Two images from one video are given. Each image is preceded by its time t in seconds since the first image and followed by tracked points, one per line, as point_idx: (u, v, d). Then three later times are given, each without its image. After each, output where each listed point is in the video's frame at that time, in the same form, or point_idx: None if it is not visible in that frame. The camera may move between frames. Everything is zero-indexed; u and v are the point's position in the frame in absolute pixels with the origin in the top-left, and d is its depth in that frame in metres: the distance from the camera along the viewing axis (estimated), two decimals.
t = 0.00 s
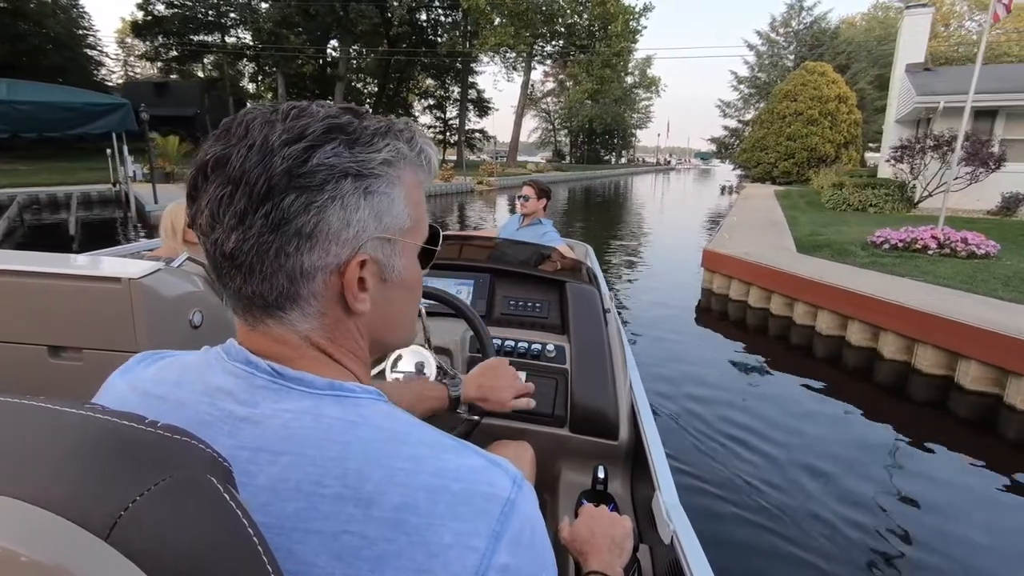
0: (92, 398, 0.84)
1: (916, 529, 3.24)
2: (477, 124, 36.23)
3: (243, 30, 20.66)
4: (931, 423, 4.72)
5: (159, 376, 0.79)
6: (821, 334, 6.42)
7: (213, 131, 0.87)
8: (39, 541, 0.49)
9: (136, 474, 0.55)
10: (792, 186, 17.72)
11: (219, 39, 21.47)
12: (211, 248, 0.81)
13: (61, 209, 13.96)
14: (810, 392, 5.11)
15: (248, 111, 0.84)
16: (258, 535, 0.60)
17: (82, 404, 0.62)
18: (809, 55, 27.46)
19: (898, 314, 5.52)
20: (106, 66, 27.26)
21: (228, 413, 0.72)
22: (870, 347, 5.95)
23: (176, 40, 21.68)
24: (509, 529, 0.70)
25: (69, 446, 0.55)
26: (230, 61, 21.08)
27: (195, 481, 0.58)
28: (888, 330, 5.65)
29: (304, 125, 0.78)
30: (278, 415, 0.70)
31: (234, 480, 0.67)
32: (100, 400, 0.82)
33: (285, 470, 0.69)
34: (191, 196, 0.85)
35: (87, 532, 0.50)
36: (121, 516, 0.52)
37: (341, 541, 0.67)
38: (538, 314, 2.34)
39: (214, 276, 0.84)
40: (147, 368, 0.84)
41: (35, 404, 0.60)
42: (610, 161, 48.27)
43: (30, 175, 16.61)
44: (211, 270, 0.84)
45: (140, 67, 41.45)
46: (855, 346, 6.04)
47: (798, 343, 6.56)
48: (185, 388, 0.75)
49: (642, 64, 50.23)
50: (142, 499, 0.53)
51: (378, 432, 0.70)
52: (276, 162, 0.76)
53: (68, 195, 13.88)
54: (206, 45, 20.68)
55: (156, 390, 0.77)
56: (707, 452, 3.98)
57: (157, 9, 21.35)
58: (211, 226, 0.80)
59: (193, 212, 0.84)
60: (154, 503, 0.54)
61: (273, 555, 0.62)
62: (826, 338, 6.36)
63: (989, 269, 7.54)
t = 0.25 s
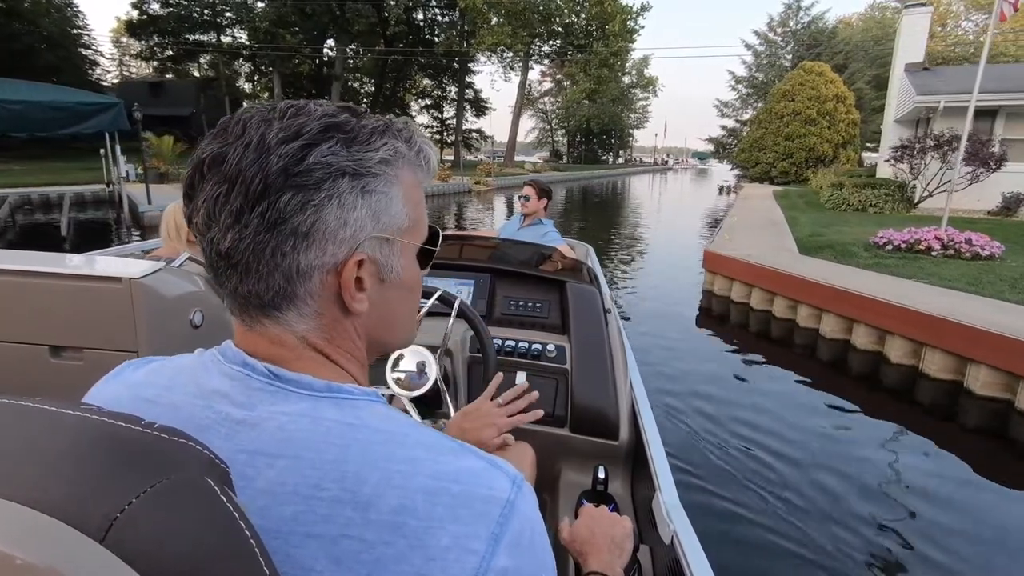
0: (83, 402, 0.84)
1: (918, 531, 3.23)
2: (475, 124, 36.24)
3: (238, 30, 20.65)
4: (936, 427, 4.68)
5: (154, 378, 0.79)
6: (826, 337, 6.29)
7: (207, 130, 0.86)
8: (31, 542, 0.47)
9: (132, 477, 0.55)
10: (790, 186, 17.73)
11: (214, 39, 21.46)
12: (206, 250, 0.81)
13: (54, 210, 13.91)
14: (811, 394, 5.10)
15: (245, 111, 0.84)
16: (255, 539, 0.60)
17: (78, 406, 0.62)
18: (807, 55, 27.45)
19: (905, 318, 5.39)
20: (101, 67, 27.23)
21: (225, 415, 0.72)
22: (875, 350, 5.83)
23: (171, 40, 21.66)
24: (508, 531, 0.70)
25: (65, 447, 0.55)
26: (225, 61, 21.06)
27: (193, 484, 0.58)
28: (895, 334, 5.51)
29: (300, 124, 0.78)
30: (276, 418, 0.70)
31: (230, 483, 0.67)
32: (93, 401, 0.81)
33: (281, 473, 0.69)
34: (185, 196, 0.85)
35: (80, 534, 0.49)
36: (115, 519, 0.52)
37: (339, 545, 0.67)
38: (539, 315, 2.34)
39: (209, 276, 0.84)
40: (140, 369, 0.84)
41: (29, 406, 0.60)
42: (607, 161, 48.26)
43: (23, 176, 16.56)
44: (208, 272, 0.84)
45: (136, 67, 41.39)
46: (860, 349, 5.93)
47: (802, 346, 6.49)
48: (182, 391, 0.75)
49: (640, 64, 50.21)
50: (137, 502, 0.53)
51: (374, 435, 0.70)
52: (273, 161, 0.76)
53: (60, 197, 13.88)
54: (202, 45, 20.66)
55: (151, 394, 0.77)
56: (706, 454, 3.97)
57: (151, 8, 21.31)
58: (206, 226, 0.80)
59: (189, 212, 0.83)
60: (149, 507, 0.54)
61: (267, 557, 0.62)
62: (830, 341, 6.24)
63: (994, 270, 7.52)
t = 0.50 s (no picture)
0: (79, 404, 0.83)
1: (919, 534, 3.23)
2: (471, 124, 36.27)
3: (234, 30, 20.66)
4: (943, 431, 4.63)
5: (155, 380, 0.79)
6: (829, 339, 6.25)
7: (205, 129, 0.85)
8: (34, 542, 0.47)
9: (133, 478, 0.55)
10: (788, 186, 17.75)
11: (209, 38, 21.46)
12: (211, 253, 0.80)
13: (46, 210, 13.88)
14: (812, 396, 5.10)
15: (246, 113, 0.83)
16: (257, 538, 0.60)
17: (79, 408, 0.62)
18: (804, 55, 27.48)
19: (912, 322, 5.34)
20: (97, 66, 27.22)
21: (226, 418, 0.72)
22: (880, 354, 5.78)
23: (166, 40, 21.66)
24: (511, 533, 0.70)
25: (65, 449, 0.55)
26: (221, 61, 21.07)
27: (195, 485, 0.58)
28: (902, 337, 5.46)
29: (307, 127, 0.78)
30: (278, 420, 0.70)
31: (233, 484, 0.67)
32: (90, 403, 0.81)
33: (282, 476, 0.69)
34: (186, 198, 0.84)
35: (82, 535, 0.49)
36: (117, 521, 0.52)
37: (343, 548, 0.67)
38: (539, 315, 2.34)
39: (211, 279, 0.83)
40: (138, 373, 0.83)
41: (32, 408, 0.60)
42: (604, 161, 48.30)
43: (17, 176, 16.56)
44: (210, 275, 0.83)
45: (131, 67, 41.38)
46: (864, 353, 5.88)
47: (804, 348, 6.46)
48: (183, 393, 0.75)
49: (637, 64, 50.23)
50: (140, 503, 0.53)
51: (376, 437, 0.70)
52: (284, 164, 0.75)
53: (51, 197, 13.89)
54: (196, 44, 20.68)
55: (150, 396, 0.77)
56: (707, 456, 3.96)
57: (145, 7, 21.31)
58: (212, 228, 0.79)
59: (191, 215, 0.82)
60: (150, 510, 0.54)
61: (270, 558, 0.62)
62: (834, 344, 6.19)
63: (997, 271, 7.51)
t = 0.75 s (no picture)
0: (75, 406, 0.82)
1: (919, 537, 3.23)
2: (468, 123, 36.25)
3: (228, 29, 20.63)
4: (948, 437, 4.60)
5: (151, 383, 0.79)
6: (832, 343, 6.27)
7: (198, 132, 0.84)
8: (35, 541, 0.47)
9: (134, 478, 0.55)
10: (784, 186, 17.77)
11: (203, 38, 21.43)
12: (209, 256, 0.79)
13: (36, 210, 13.83)
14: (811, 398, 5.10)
15: (239, 114, 0.82)
16: (255, 538, 0.60)
17: (78, 407, 0.62)
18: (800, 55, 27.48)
19: (917, 325, 5.30)
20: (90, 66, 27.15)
21: (225, 420, 0.72)
22: (885, 358, 5.75)
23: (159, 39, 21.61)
24: (509, 531, 0.70)
25: (60, 449, 0.55)
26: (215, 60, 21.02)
27: (194, 484, 0.58)
28: (907, 341, 5.42)
29: (304, 128, 0.78)
30: (276, 420, 0.70)
31: (232, 485, 0.67)
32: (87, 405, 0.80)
33: (282, 475, 0.69)
34: (180, 202, 0.83)
35: (83, 535, 0.49)
36: (117, 519, 0.52)
37: (342, 547, 0.67)
38: (538, 315, 2.34)
39: (207, 282, 0.82)
40: (133, 377, 0.82)
41: (34, 409, 0.60)
42: (601, 161, 48.31)
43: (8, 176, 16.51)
44: (206, 278, 0.82)
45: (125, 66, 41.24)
46: (868, 356, 5.85)
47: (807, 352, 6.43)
48: (181, 395, 0.75)
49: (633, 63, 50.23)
50: (139, 502, 0.54)
51: (374, 437, 0.70)
52: (285, 167, 0.75)
53: (42, 197, 13.88)
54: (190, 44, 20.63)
55: (148, 398, 0.76)
56: (707, 460, 3.96)
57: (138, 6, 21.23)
58: (210, 230, 0.78)
59: (188, 217, 0.81)
60: (150, 510, 0.54)
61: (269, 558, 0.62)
62: (837, 347, 6.19)
63: (1000, 272, 7.51)
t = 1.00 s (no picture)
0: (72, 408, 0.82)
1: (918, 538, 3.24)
2: (464, 123, 36.21)
3: (222, 29, 20.60)
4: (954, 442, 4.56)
5: (149, 384, 0.78)
6: (834, 346, 6.22)
7: (195, 132, 0.83)
8: (32, 542, 0.47)
9: (132, 480, 0.55)
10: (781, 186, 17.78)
11: (196, 38, 21.36)
12: (212, 258, 0.79)
13: (26, 211, 13.77)
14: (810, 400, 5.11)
15: (241, 115, 0.81)
16: (251, 540, 0.60)
17: (76, 409, 0.62)
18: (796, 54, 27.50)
19: (922, 329, 5.25)
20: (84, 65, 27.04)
21: (223, 420, 0.72)
22: (889, 362, 5.70)
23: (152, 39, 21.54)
24: (506, 530, 0.70)
25: (58, 451, 0.55)
26: (208, 60, 20.96)
27: (191, 486, 0.58)
28: (912, 345, 5.36)
29: (309, 129, 0.77)
30: (274, 421, 0.70)
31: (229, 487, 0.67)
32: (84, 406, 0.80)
33: (280, 475, 0.69)
34: (180, 203, 0.81)
35: (81, 536, 0.50)
36: (115, 520, 0.52)
37: (340, 546, 0.67)
38: (536, 315, 2.35)
39: (207, 284, 0.82)
40: (131, 379, 0.82)
41: (32, 411, 0.60)
42: (597, 161, 48.29)
43: None
44: (207, 279, 0.81)
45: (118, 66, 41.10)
46: (872, 360, 5.81)
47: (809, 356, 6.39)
48: (178, 396, 0.75)
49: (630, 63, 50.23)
50: (136, 505, 0.54)
51: (372, 437, 0.70)
52: (292, 168, 0.75)
53: (33, 198, 13.84)
54: (183, 44, 20.58)
55: (146, 398, 0.76)
56: (706, 462, 3.96)
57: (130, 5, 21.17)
58: (214, 233, 0.77)
59: (188, 220, 0.81)
60: (147, 512, 0.54)
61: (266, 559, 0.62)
62: (840, 351, 6.15)
63: (1003, 274, 7.51)
